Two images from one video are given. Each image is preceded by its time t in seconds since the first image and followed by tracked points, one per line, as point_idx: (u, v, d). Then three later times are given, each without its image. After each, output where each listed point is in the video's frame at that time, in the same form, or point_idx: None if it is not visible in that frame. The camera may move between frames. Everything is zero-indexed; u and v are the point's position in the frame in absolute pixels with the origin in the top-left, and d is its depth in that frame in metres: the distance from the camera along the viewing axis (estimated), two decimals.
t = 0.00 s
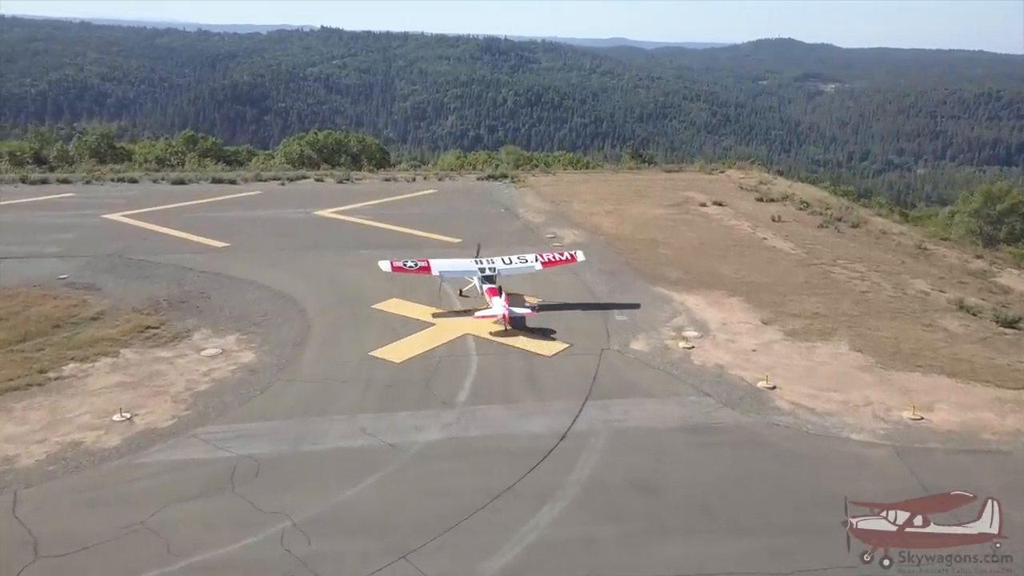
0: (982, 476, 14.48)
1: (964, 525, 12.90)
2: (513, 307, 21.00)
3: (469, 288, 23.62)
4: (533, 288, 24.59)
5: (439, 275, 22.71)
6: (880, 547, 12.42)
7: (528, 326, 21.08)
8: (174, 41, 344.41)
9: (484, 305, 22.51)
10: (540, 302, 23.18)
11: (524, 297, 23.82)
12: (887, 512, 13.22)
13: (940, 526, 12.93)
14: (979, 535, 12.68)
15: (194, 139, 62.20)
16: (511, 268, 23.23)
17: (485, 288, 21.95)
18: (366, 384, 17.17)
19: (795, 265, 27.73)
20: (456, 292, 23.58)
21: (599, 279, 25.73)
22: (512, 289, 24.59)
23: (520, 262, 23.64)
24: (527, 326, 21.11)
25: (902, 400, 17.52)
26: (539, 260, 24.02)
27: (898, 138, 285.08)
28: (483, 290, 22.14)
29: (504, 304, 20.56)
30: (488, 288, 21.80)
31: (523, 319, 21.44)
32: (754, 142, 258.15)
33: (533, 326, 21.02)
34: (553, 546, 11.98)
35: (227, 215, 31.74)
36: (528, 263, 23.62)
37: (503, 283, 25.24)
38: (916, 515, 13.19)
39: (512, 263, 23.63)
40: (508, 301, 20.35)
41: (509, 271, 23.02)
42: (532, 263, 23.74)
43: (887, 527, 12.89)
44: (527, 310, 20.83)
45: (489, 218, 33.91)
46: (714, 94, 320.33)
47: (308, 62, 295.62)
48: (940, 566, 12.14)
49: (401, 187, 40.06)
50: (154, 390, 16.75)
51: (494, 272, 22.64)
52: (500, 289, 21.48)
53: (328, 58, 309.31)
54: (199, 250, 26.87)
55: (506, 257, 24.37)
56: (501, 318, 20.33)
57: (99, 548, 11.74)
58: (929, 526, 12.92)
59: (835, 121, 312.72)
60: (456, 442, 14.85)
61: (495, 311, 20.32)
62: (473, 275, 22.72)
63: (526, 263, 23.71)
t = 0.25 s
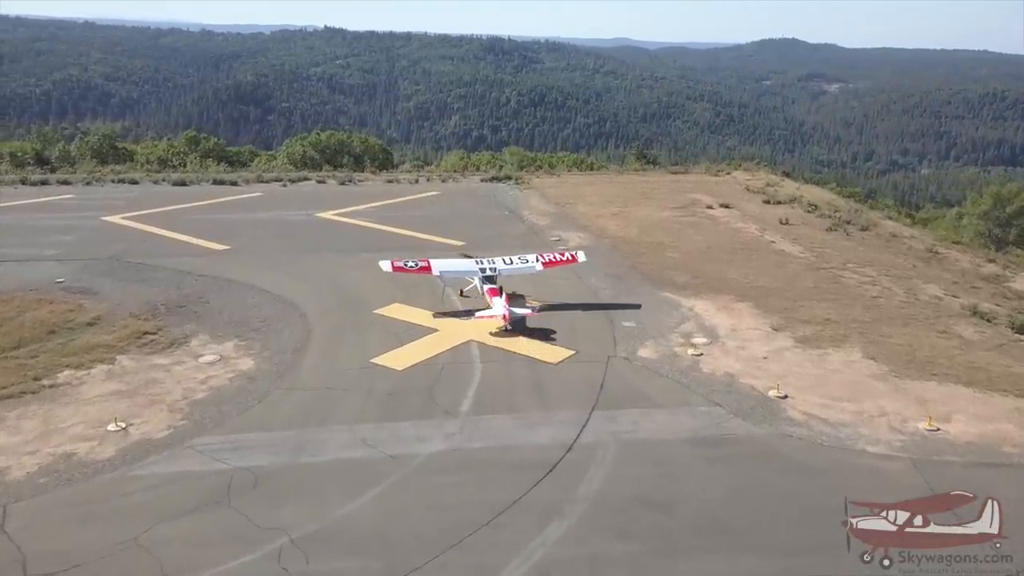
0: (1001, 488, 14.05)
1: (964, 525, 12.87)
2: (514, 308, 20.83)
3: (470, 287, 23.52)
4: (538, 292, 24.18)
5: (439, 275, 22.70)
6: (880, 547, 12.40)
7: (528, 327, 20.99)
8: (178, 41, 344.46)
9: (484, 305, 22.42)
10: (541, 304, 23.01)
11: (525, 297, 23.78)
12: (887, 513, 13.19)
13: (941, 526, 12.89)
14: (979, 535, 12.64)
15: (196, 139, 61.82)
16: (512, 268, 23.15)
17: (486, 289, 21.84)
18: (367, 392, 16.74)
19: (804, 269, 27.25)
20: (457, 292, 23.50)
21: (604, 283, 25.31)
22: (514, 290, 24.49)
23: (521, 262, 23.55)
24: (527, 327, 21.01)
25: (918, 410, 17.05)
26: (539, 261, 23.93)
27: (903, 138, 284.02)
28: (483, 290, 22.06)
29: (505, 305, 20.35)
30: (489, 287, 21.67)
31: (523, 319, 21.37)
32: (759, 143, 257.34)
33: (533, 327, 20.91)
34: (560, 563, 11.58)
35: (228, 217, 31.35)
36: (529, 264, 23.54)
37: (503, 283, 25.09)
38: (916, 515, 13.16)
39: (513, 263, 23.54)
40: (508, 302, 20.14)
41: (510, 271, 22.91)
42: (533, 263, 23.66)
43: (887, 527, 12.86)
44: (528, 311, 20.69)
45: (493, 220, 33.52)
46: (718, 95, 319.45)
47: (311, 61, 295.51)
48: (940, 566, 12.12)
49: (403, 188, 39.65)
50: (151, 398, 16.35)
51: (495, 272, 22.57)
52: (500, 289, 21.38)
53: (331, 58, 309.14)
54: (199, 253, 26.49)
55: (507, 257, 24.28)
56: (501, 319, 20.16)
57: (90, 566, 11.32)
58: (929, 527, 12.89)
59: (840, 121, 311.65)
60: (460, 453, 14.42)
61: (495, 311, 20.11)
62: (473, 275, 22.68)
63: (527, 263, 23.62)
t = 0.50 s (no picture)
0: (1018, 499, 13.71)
1: (963, 525, 12.88)
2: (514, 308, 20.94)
3: (471, 288, 23.61)
4: (542, 296, 23.85)
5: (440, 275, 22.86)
6: (880, 547, 12.39)
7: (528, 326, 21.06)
8: (183, 40, 346.03)
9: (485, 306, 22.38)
10: (541, 304, 23.00)
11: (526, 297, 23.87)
12: (887, 512, 13.19)
13: (940, 526, 12.90)
14: (978, 536, 12.66)
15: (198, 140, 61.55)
16: (512, 268, 23.27)
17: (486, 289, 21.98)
18: (367, 401, 16.40)
19: (812, 272, 26.86)
20: (458, 292, 23.57)
21: (609, 286, 24.98)
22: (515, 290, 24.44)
23: (522, 262, 23.65)
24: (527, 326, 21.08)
25: (931, 419, 16.67)
26: (540, 261, 24.01)
27: (906, 138, 283.18)
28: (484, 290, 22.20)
29: (505, 305, 20.50)
30: (489, 288, 21.82)
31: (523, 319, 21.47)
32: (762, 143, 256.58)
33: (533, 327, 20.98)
34: None
35: (229, 219, 31.06)
36: (530, 264, 23.63)
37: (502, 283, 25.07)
38: (916, 515, 13.16)
39: (514, 263, 23.65)
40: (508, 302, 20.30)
41: (510, 271, 23.09)
42: (534, 263, 23.75)
43: (887, 527, 12.85)
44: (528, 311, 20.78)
45: (496, 221, 33.22)
46: (721, 95, 318.80)
47: (314, 61, 295.49)
48: (939, 566, 12.12)
49: (406, 189, 39.36)
50: (148, 406, 16.03)
51: (495, 273, 22.70)
52: (500, 289, 21.51)
53: (334, 57, 309.06)
54: (199, 255, 26.20)
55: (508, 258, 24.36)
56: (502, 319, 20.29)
57: None
58: (929, 527, 12.89)
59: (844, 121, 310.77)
60: (463, 464, 14.08)
61: (496, 312, 20.24)
62: (474, 276, 22.82)
63: (527, 263, 23.71)
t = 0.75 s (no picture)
0: None
1: (964, 526, 12.84)
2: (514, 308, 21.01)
3: (472, 289, 23.60)
4: (546, 301, 23.42)
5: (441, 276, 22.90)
6: (880, 547, 12.32)
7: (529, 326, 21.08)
8: (187, 40, 346.37)
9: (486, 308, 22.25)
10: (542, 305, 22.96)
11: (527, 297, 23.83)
12: (887, 512, 13.15)
13: (940, 526, 12.86)
14: (978, 535, 12.62)
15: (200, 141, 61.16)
16: (513, 269, 23.26)
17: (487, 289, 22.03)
18: (368, 411, 15.99)
19: (822, 276, 26.39)
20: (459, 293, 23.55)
21: (615, 291, 24.56)
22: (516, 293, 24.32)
23: (522, 263, 23.63)
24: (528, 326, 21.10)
25: (947, 430, 16.22)
26: (541, 262, 23.99)
27: (911, 139, 282.06)
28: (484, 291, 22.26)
29: (505, 304, 20.62)
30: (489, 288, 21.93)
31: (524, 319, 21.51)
32: (767, 143, 255.57)
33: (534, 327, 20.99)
34: None
35: (230, 222, 30.66)
36: (530, 265, 23.61)
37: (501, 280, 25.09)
38: (916, 515, 13.12)
39: (514, 264, 23.64)
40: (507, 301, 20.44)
41: (510, 272, 23.05)
42: (534, 264, 23.74)
43: (887, 527, 12.79)
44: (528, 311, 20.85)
45: (500, 224, 32.82)
46: (725, 95, 317.90)
47: (317, 62, 295.31)
48: (940, 566, 12.07)
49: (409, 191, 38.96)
50: (143, 416, 15.63)
51: (496, 273, 22.71)
52: (500, 289, 21.60)
53: (337, 57, 308.81)
54: (199, 259, 25.82)
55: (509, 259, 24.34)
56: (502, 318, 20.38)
57: None
58: (929, 526, 12.85)
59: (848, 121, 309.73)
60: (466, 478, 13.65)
61: (496, 312, 20.35)
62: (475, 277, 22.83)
63: (528, 264, 23.69)
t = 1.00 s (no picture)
0: None
1: (964, 526, 12.79)
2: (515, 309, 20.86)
3: (472, 291, 23.30)
4: (550, 304, 23.05)
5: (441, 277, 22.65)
6: (880, 547, 12.27)
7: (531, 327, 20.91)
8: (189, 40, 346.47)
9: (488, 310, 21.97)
10: (544, 306, 22.76)
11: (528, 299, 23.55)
12: (887, 512, 13.11)
13: (940, 526, 12.81)
14: (978, 536, 12.58)
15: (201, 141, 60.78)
16: (514, 270, 22.93)
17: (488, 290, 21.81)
18: (369, 419, 15.64)
19: (830, 280, 25.99)
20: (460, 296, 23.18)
21: (620, 295, 24.17)
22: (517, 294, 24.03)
23: (523, 264, 23.30)
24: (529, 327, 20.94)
25: (960, 438, 15.87)
26: (542, 263, 23.67)
27: (915, 139, 281.08)
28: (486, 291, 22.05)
29: (506, 304, 20.50)
30: (490, 288, 21.78)
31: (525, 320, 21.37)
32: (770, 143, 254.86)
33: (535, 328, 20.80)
34: None
35: (230, 224, 30.31)
36: (531, 266, 23.30)
37: (502, 283, 24.72)
38: (916, 515, 13.07)
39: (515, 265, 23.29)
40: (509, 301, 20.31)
41: (511, 272, 22.70)
42: (535, 266, 23.41)
43: (887, 527, 12.74)
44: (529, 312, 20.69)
45: (502, 226, 32.45)
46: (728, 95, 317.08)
47: (320, 61, 295.06)
48: (940, 566, 12.02)
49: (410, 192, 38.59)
50: (138, 424, 15.30)
51: (498, 274, 22.38)
52: (501, 290, 21.42)
53: (340, 57, 308.46)
54: (197, 262, 25.47)
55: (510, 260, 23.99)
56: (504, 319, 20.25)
57: None
58: (929, 526, 12.80)
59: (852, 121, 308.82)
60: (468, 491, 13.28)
61: (499, 312, 20.22)
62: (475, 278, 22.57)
63: (529, 265, 23.36)
